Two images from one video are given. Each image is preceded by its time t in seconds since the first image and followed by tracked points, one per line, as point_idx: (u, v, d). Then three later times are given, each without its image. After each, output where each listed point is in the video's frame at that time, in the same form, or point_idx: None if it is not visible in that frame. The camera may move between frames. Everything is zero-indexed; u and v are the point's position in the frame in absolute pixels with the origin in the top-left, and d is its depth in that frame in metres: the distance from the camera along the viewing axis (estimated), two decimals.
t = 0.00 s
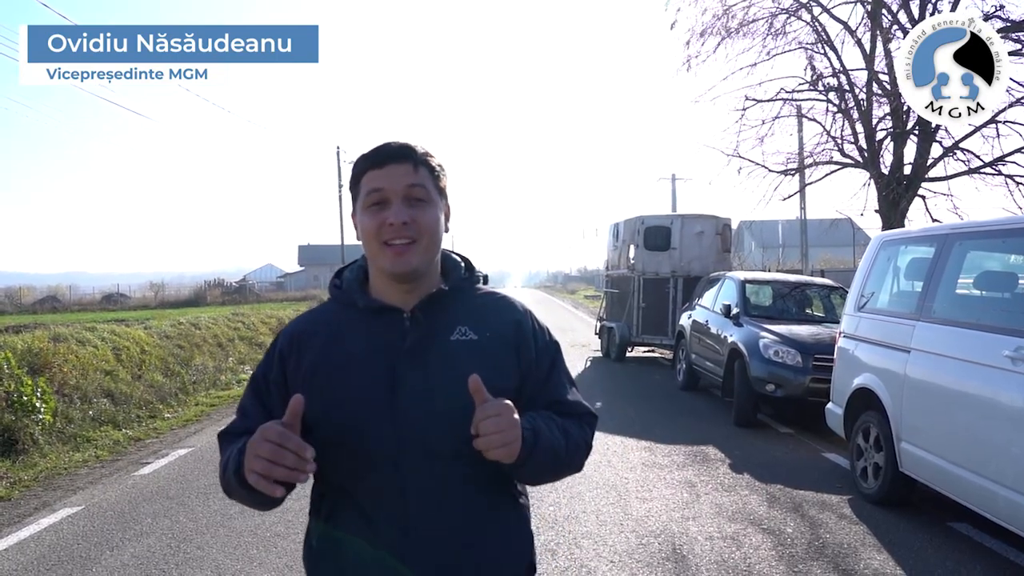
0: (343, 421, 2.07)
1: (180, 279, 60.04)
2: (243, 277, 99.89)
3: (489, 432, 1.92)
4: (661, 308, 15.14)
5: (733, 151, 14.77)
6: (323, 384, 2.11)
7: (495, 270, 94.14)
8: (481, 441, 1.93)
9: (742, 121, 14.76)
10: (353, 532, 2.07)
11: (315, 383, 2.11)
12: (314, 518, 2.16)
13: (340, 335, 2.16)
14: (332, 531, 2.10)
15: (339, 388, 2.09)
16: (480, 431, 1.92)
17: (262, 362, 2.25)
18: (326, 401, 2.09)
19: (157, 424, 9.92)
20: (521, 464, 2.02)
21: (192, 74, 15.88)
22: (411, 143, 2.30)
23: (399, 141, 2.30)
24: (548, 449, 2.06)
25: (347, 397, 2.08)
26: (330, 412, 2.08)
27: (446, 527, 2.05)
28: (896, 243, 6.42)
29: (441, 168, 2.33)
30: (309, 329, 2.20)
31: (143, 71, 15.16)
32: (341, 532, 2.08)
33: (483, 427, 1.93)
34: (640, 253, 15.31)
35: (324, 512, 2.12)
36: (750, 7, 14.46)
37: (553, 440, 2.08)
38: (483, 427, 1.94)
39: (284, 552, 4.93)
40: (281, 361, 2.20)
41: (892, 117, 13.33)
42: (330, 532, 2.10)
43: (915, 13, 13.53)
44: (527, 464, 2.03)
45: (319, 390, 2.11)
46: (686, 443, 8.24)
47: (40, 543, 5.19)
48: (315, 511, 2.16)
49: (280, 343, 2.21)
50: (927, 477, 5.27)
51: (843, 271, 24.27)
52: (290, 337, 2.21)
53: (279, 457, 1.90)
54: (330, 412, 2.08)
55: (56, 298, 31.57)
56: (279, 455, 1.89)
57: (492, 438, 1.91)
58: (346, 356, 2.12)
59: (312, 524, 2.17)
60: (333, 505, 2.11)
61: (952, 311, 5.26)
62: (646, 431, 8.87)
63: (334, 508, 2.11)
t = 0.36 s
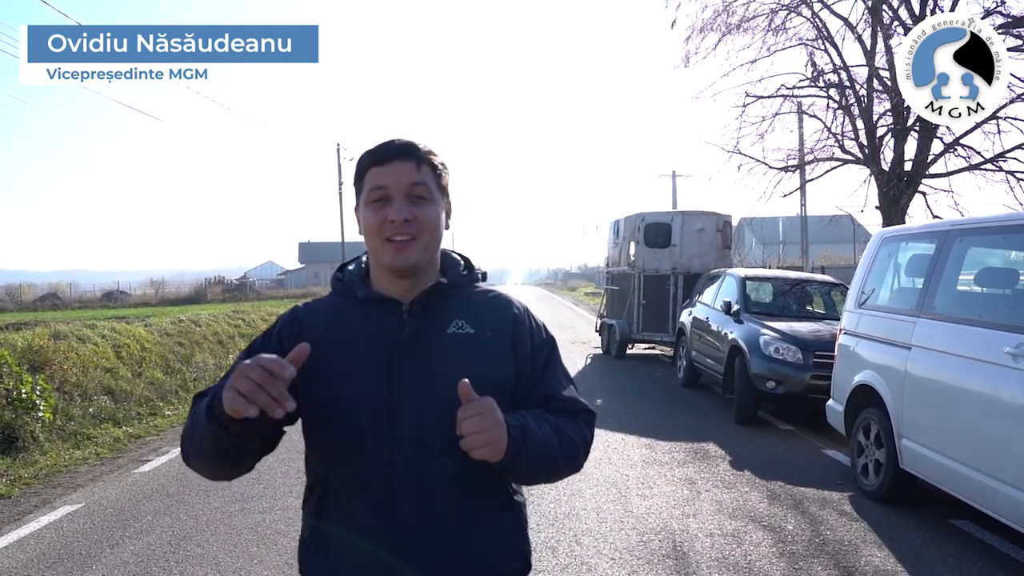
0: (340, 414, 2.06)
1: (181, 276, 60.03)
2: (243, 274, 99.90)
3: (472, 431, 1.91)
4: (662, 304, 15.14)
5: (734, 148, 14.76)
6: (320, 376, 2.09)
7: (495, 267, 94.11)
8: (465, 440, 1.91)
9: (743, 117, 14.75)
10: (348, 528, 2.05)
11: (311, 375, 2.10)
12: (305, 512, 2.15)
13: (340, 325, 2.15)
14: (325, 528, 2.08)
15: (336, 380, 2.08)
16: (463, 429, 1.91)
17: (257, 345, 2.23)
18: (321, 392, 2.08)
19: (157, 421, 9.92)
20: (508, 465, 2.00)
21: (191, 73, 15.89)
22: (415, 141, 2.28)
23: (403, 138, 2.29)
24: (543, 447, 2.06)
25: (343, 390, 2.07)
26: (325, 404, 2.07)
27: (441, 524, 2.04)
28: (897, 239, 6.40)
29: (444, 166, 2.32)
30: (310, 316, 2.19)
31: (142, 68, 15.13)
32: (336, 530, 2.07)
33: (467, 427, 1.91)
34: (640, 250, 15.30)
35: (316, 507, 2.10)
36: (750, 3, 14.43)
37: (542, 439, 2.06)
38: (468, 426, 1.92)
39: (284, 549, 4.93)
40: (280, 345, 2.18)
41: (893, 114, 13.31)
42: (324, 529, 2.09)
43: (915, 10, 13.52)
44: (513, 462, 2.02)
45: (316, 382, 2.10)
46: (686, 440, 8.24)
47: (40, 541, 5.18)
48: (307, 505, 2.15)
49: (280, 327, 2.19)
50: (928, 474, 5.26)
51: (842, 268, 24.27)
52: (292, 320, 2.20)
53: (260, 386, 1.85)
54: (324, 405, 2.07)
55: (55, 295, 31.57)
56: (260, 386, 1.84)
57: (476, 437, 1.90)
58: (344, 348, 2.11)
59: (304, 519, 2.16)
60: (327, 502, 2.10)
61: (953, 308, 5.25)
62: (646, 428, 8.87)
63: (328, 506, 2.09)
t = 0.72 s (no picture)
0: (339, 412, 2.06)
1: (182, 275, 60.08)
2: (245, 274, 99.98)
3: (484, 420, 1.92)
4: (663, 304, 15.13)
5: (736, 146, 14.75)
6: (317, 375, 2.08)
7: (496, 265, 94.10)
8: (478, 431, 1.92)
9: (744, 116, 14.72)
10: (347, 527, 2.05)
11: (309, 373, 2.09)
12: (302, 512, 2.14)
13: (338, 323, 2.14)
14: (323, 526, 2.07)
15: (334, 378, 2.07)
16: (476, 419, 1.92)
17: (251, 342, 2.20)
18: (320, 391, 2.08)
19: (159, 420, 9.93)
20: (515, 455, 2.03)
21: (192, 74, 15.91)
22: (411, 138, 2.30)
23: (400, 136, 2.31)
24: (543, 439, 2.08)
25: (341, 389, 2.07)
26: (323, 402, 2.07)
27: (441, 523, 2.04)
28: (899, 238, 6.39)
29: (440, 165, 2.33)
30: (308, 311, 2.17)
31: (143, 67, 15.10)
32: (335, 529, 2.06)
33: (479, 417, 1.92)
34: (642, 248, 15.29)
35: (315, 506, 2.09)
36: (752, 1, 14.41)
37: (547, 431, 2.09)
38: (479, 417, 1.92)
39: (286, 549, 4.93)
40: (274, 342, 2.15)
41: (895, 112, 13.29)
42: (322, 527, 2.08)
43: (917, 8, 13.49)
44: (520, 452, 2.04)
45: (314, 382, 2.09)
46: (688, 439, 8.24)
47: (42, 541, 5.19)
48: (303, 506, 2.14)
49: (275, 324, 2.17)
50: (930, 472, 5.25)
51: (844, 267, 24.24)
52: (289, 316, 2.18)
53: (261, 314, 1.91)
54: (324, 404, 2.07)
55: (57, 294, 31.60)
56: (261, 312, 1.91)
57: (489, 427, 1.90)
58: (343, 347, 2.10)
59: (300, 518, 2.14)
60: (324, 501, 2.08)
61: (956, 306, 5.24)
62: (648, 427, 8.87)
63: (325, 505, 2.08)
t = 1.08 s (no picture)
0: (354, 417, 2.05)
1: (184, 280, 60.15)
2: (246, 278, 100.03)
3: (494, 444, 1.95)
4: (664, 308, 15.11)
5: (736, 150, 14.76)
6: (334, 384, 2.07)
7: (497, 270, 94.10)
8: (490, 455, 1.95)
9: (744, 120, 14.80)
10: (363, 529, 2.03)
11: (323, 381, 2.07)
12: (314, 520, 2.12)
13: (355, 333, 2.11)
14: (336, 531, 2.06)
15: (349, 385, 2.05)
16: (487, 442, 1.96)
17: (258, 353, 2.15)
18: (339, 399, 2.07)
19: (160, 424, 9.91)
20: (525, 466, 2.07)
21: (193, 75, 15.88)
22: (417, 142, 2.30)
23: (406, 139, 2.31)
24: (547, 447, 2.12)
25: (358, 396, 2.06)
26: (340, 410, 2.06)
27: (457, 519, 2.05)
28: (900, 241, 6.38)
29: (445, 167, 2.34)
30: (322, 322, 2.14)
31: (145, 71, 15.12)
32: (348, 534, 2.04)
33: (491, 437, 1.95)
34: (643, 252, 15.27)
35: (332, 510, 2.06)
36: (751, 5, 14.43)
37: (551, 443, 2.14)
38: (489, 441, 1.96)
39: (287, 553, 4.92)
40: (286, 356, 2.11)
41: (895, 115, 13.30)
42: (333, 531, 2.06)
43: (917, 12, 13.51)
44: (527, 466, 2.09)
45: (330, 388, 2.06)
46: (689, 443, 8.22)
47: (42, 545, 5.18)
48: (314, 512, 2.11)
49: (287, 337, 2.12)
50: (932, 476, 5.25)
51: (846, 271, 24.21)
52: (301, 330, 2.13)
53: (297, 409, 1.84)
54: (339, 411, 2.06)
55: (59, 298, 31.65)
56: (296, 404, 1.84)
57: (506, 451, 1.95)
58: (362, 356, 2.08)
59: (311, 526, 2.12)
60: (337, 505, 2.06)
61: (957, 310, 5.24)
62: (649, 432, 8.86)
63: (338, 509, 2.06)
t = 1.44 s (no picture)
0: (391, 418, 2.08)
1: (181, 282, 60.10)
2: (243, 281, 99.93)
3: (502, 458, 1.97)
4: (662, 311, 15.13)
5: (733, 154, 14.78)
6: (375, 383, 2.09)
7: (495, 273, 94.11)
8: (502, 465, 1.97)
9: (742, 123, 14.30)
10: (396, 518, 2.06)
11: (369, 376, 2.09)
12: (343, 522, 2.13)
13: (407, 333, 2.13)
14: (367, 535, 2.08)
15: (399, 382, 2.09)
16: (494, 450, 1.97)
17: (296, 350, 2.11)
18: (384, 398, 2.08)
19: (156, 428, 9.89)
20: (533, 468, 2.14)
21: (193, 76, 15.70)
22: (445, 148, 2.31)
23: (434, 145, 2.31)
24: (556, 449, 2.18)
25: (401, 395, 2.08)
26: (382, 410, 2.08)
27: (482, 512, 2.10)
28: (896, 245, 6.40)
29: (473, 172, 2.34)
30: (373, 321, 2.14)
31: (144, 73, 15.13)
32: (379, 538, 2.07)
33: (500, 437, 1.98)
34: (640, 255, 15.26)
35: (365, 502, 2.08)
36: (749, 9, 14.46)
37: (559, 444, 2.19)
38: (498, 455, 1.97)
39: (285, 557, 4.92)
40: (330, 354, 2.09)
41: (892, 119, 13.34)
42: (361, 537, 2.08)
43: (913, 15, 13.55)
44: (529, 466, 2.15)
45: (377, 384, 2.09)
46: (687, 446, 8.22)
47: (39, 549, 5.17)
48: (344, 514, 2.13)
49: (332, 336, 2.11)
50: (928, 480, 5.26)
51: (842, 274, 24.25)
52: (351, 329, 2.13)
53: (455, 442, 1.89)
54: (380, 408, 2.08)
55: (56, 301, 31.60)
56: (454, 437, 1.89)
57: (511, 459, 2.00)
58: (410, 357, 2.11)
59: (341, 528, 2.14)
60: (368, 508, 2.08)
61: (953, 313, 5.25)
62: (647, 435, 8.86)
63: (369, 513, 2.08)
